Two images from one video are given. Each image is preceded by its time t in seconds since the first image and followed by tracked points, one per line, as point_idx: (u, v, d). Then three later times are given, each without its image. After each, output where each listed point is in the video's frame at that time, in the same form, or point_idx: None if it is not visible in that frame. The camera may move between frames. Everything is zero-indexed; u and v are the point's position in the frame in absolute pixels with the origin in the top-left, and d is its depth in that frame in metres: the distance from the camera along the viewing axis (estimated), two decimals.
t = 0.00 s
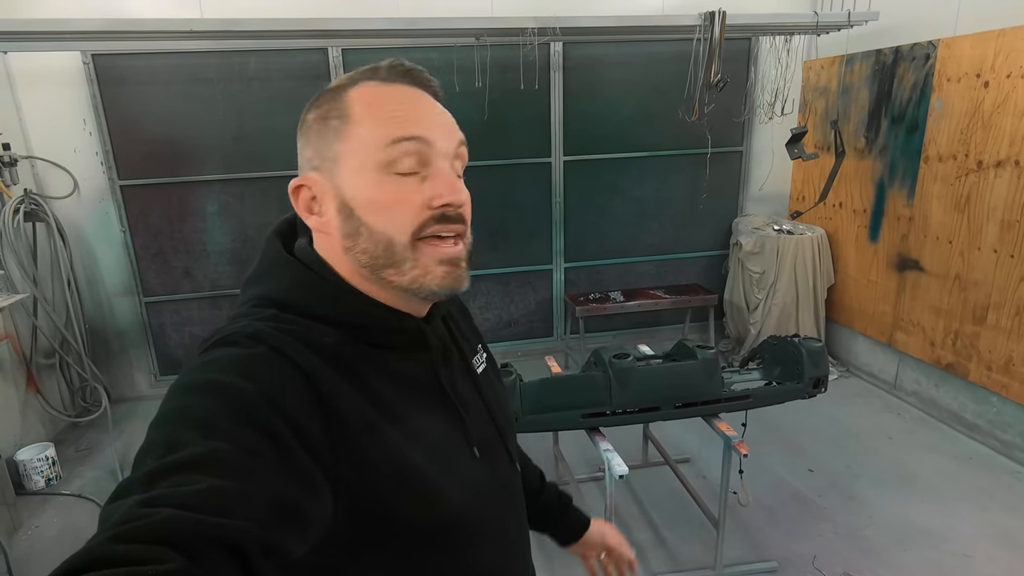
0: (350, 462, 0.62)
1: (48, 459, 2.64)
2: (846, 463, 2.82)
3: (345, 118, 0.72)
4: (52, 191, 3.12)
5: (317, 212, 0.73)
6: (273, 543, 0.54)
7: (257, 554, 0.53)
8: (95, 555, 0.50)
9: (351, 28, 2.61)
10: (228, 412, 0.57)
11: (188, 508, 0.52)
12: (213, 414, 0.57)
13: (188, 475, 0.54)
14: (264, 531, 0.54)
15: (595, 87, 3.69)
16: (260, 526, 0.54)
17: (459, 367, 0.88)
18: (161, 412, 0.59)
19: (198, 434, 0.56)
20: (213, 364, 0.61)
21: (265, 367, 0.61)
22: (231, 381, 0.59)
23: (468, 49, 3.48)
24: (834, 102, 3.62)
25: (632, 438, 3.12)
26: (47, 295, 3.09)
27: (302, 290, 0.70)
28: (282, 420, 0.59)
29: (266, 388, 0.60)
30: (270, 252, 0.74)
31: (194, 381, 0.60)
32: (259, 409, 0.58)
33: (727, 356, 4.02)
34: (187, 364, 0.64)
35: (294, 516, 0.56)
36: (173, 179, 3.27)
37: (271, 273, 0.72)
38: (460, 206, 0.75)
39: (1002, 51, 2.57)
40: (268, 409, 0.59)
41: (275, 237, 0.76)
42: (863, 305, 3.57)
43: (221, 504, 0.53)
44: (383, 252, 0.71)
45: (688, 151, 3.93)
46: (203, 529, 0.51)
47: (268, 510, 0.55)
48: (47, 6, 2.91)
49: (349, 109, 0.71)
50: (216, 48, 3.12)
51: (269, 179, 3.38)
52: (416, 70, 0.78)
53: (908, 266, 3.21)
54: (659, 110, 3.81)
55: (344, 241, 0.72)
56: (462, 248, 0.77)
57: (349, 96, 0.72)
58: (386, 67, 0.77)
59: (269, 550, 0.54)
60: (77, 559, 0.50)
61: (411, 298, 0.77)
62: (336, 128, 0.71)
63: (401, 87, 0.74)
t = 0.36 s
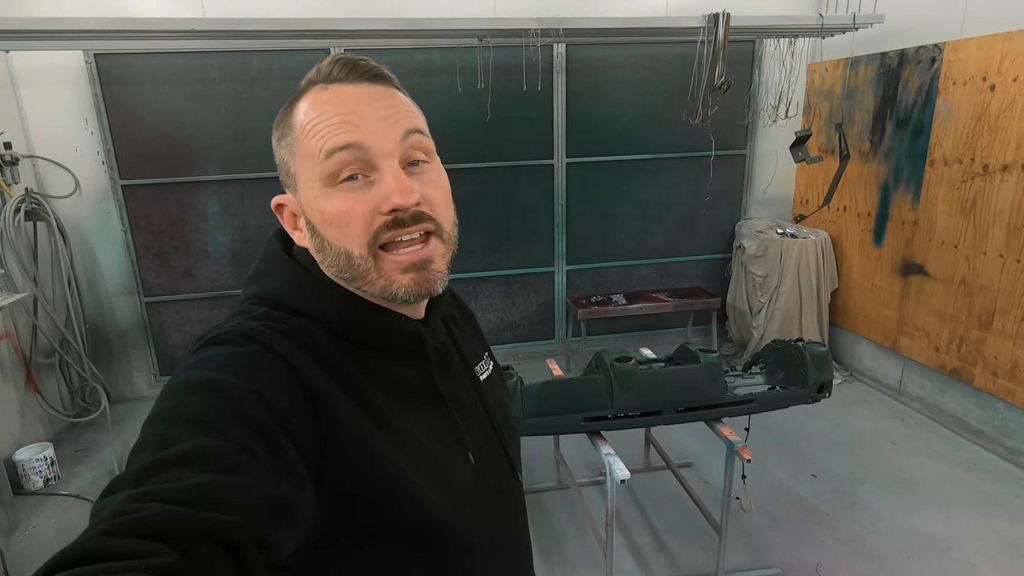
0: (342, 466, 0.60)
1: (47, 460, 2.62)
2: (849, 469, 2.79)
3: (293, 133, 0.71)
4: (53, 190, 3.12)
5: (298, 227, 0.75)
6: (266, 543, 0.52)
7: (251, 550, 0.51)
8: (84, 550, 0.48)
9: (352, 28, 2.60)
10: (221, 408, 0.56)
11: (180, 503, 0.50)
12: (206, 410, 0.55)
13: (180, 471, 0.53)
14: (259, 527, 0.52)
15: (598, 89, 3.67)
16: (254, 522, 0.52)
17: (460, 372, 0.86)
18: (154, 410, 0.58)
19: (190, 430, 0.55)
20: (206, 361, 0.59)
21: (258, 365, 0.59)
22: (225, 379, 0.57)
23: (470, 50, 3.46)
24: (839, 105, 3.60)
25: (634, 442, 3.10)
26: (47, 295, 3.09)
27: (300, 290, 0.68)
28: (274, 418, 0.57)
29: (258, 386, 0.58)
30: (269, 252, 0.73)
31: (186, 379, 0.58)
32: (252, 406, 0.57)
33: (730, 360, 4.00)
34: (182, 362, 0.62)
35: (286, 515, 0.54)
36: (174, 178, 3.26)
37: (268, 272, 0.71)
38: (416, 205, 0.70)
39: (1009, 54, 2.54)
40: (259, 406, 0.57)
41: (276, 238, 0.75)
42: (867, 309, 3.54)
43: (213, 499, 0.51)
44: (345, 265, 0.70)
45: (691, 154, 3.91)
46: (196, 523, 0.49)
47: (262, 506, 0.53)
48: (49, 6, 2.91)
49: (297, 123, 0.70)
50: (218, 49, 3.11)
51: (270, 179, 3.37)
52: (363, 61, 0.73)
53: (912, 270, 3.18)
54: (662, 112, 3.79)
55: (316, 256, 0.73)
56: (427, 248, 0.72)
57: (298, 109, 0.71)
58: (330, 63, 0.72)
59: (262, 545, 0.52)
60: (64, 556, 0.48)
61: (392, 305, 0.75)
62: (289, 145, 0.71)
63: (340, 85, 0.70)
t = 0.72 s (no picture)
0: (352, 468, 0.60)
1: (51, 458, 2.63)
2: (852, 468, 2.79)
3: (309, 134, 0.71)
4: (57, 188, 3.12)
5: (311, 227, 0.75)
6: (277, 544, 0.52)
7: (263, 551, 0.51)
8: (96, 552, 0.48)
9: (355, 27, 2.59)
10: (232, 411, 0.56)
11: (193, 505, 0.51)
12: (217, 413, 0.55)
13: (192, 472, 0.53)
14: (270, 528, 0.52)
15: (600, 88, 3.67)
16: (265, 524, 0.52)
17: (468, 373, 0.86)
18: (167, 412, 0.58)
19: (202, 433, 0.55)
20: (218, 364, 0.59)
21: (268, 367, 0.59)
22: (236, 381, 0.57)
23: (473, 49, 3.46)
24: (842, 104, 3.59)
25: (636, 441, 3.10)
26: (50, 293, 3.09)
27: (311, 293, 0.68)
28: (284, 419, 0.57)
29: (268, 388, 0.58)
30: (280, 254, 0.73)
31: (198, 381, 0.58)
32: (262, 409, 0.57)
33: (732, 359, 3.99)
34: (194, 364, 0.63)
35: (297, 515, 0.54)
36: (177, 177, 3.26)
37: (279, 274, 0.71)
38: (432, 211, 0.70)
39: (1013, 54, 2.53)
40: (270, 408, 0.57)
41: (287, 240, 0.75)
42: (869, 309, 3.54)
43: (226, 500, 0.52)
44: (360, 267, 0.71)
45: (693, 153, 3.91)
46: (207, 525, 0.50)
47: (274, 507, 0.53)
48: (52, 4, 2.91)
49: (315, 125, 0.70)
50: (221, 47, 3.11)
51: (273, 178, 3.37)
52: (381, 62, 0.72)
53: (915, 270, 3.18)
54: (665, 111, 3.79)
55: (330, 256, 0.73)
56: (441, 253, 0.72)
57: (315, 108, 0.71)
58: (348, 65, 0.72)
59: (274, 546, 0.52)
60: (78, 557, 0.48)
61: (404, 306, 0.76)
62: (305, 146, 0.71)
63: (358, 88, 0.69)
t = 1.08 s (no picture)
0: (355, 470, 0.60)
1: (47, 457, 2.62)
2: (850, 470, 2.79)
3: (324, 133, 0.70)
4: (54, 187, 3.11)
5: (317, 225, 0.75)
6: (277, 546, 0.52)
7: (263, 553, 0.51)
8: (95, 553, 0.47)
9: (355, 27, 2.59)
10: (234, 412, 0.55)
11: (192, 506, 0.50)
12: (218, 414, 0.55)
13: (192, 474, 0.52)
14: (270, 530, 0.52)
15: (600, 89, 3.67)
16: (265, 526, 0.52)
17: (469, 375, 0.86)
18: (167, 413, 0.58)
19: (203, 434, 0.54)
20: (219, 365, 0.59)
21: (271, 369, 0.59)
22: (238, 383, 0.57)
23: (472, 50, 3.46)
24: (841, 106, 3.60)
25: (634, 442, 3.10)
26: (47, 292, 3.08)
27: (313, 295, 0.68)
28: (286, 422, 0.57)
29: (270, 390, 0.58)
30: (281, 255, 0.72)
31: (199, 382, 0.58)
32: (264, 411, 0.56)
33: (730, 360, 4.00)
34: (195, 365, 0.62)
35: (298, 518, 0.54)
36: (175, 176, 3.25)
37: (280, 276, 0.70)
38: (445, 220, 0.70)
39: (1012, 57, 2.54)
40: (272, 410, 0.57)
41: (287, 240, 0.75)
42: (867, 311, 3.54)
43: (226, 502, 0.51)
44: (368, 271, 0.70)
45: (692, 154, 3.91)
46: (206, 527, 0.49)
47: (274, 510, 0.53)
48: (51, 2, 2.90)
49: (331, 124, 0.70)
50: (221, 46, 3.10)
51: (271, 177, 3.37)
52: (401, 69, 0.73)
53: (913, 272, 3.18)
54: (664, 113, 3.79)
55: (334, 257, 0.72)
56: (450, 262, 0.72)
57: (334, 109, 0.70)
58: (368, 68, 0.72)
59: (273, 550, 0.51)
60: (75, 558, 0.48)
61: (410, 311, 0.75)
62: (319, 145, 0.71)
63: (378, 92, 0.69)
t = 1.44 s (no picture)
0: (356, 478, 0.61)
1: (42, 455, 2.61)
2: (843, 466, 2.82)
3: (368, 130, 0.67)
4: (47, 182, 3.09)
5: (336, 223, 0.70)
6: (278, 561, 0.52)
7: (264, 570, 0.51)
8: None
9: (350, 23, 2.58)
10: (232, 427, 0.55)
11: (191, 525, 0.50)
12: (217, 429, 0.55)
13: (190, 490, 0.52)
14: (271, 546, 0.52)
15: (596, 86, 3.67)
16: (265, 542, 0.52)
17: (466, 380, 0.86)
18: (165, 427, 0.57)
19: (201, 449, 0.54)
20: (217, 378, 0.59)
21: (270, 381, 0.59)
22: (237, 396, 0.57)
23: (468, 46, 3.45)
24: (835, 103, 3.60)
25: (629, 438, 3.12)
26: (41, 288, 3.06)
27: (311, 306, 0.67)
28: (284, 434, 0.57)
29: (269, 402, 0.57)
30: (276, 265, 0.70)
31: (198, 396, 0.58)
32: (263, 424, 0.56)
33: (725, 356, 4.02)
34: (192, 379, 0.62)
35: (298, 531, 0.54)
36: (169, 172, 3.23)
37: (274, 287, 0.69)
38: (488, 231, 0.73)
39: (1005, 55, 2.56)
40: (272, 423, 0.56)
41: (282, 249, 0.72)
42: (861, 307, 3.56)
43: (225, 520, 0.51)
44: (412, 272, 0.69)
45: (688, 151, 3.92)
46: (205, 545, 0.49)
47: (273, 524, 0.53)
48: None
49: (384, 122, 0.68)
50: (215, 41, 3.08)
51: (266, 173, 3.35)
52: (441, 83, 0.74)
53: (906, 269, 3.21)
54: (660, 109, 3.79)
55: (367, 255, 0.69)
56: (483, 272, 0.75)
57: (384, 108, 0.68)
58: (417, 77, 0.72)
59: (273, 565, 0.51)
60: None
61: (435, 315, 0.76)
62: (360, 141, 0.68)
63: (429, 103, 0.71)
